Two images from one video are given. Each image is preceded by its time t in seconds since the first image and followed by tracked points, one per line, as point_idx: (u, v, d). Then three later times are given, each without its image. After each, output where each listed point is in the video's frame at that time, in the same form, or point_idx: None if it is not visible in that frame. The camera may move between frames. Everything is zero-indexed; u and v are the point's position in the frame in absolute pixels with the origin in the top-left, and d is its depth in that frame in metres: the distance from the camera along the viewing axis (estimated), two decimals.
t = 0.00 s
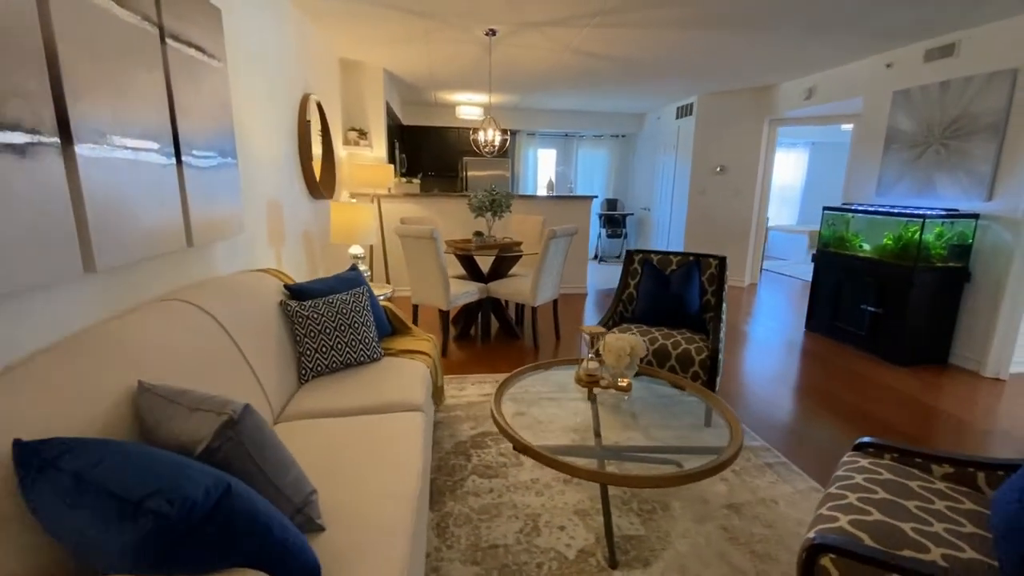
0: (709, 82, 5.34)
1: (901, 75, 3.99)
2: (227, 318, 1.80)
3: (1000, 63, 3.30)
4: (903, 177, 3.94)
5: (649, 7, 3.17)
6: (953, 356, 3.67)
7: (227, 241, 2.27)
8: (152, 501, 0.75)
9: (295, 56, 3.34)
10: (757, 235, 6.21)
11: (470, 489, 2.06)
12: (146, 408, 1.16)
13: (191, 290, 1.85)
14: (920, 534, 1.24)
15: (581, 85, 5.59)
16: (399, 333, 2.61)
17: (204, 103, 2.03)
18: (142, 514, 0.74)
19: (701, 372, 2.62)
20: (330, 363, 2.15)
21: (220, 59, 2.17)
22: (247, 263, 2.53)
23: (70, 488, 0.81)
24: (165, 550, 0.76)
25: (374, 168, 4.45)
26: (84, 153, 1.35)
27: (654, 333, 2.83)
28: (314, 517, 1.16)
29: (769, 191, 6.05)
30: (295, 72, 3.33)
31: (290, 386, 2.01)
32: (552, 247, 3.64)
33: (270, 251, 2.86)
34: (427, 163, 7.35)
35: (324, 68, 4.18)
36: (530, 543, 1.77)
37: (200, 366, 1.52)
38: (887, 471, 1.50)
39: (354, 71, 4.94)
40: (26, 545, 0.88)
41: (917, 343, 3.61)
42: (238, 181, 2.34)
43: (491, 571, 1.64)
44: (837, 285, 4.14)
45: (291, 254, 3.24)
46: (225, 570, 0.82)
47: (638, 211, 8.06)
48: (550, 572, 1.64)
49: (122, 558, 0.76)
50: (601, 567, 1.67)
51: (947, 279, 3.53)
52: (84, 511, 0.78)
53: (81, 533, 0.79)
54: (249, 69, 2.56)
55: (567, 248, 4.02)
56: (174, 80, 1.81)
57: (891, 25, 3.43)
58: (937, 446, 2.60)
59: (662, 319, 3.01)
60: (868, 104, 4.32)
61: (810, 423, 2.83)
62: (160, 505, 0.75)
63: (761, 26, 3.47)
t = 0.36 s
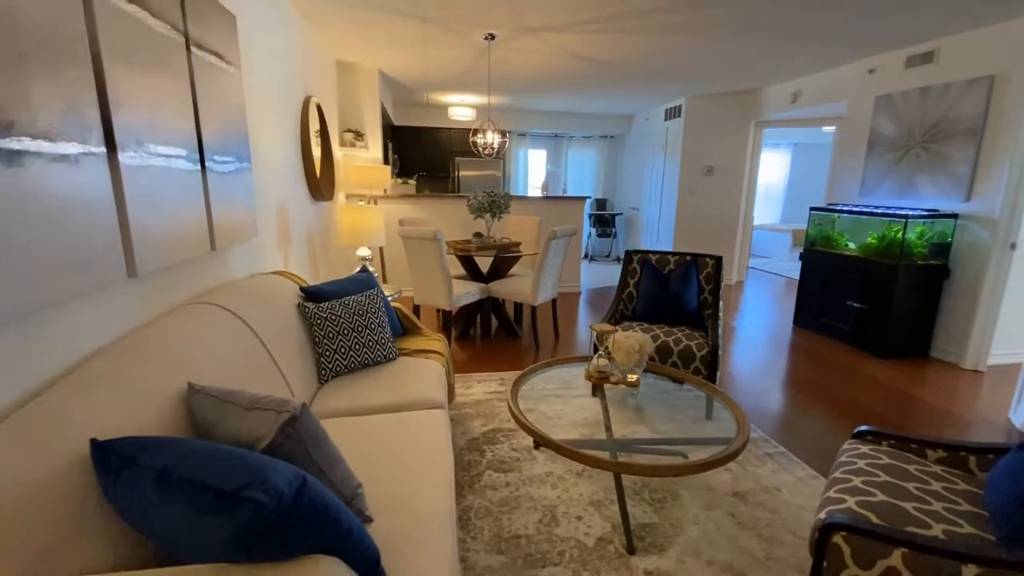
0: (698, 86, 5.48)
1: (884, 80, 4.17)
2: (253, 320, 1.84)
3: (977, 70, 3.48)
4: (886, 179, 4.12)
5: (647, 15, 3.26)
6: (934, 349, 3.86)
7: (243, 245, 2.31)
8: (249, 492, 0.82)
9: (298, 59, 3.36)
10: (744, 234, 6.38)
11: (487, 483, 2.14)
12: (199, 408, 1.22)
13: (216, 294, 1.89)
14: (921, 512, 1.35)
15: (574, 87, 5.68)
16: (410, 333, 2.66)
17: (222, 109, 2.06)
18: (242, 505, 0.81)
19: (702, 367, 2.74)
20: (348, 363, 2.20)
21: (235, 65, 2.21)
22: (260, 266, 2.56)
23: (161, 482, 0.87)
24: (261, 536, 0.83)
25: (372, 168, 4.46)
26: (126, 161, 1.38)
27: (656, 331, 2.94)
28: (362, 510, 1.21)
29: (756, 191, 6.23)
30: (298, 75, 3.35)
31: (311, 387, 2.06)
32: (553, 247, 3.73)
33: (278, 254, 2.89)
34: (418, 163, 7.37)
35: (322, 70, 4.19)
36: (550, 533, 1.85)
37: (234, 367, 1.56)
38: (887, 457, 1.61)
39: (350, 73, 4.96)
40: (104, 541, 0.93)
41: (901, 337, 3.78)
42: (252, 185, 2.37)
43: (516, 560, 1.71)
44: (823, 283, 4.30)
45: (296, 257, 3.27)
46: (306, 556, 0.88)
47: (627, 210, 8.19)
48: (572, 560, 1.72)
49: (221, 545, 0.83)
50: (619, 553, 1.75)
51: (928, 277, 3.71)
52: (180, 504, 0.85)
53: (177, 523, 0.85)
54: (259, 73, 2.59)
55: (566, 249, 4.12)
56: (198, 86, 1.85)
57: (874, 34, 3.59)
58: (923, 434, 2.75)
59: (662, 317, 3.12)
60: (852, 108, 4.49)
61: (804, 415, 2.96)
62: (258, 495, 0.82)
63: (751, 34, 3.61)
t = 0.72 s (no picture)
0: (684, 86, 5.63)
1: (861, 82, 4.36)
2: (273, 318, 1.90)
3: (948, 74, 3.68)
4: (863, 177, 4.32)
5: (640, 19, 3.38)
6: (909, 339, 4.07)
7: (255, 245, 2.36)
8: (323, 470, 0.90)
9: (296, 60, 3.39)
10: (728, 230, 6.57)
11: (497, 471, 2.23)
12: (243, 401, 1.29)
13: (235, 293, 1.95)
14: (904, 484, 1.49)
15: (563, 87, 5.78)
16: (415, 329, 2.74)
17: (237, 111, 2.11)
18: (316, 482, 0.90)
19: (695, 358, 2.87)
20: (361, 359, 2.27)
21: (246, 68, 2.25)
22: (267, 265, 2.61)
23: (233, 466, 0.96)
24: (331, 511, 0.92)
25: (362, 167, 4.46)
26: (161, 165, 1.44)
27: (651, 324, 3.06)
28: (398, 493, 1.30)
29: (739, 188, 6.43)
30: (296, 76, 3.39)
31: (327, 382, 2.12)
32: (549, 244, 3.83)
33: (283, 253, 2.93)
34: (407, 161, 7.37)
35: (317, 69, 4.21)
36: (560, 515, 1.95)
37: (262, 362, 1.63)
38: (872, 436, 1.76)
39: (342, 71, 4.97)
40: (172, 523, 1.00)
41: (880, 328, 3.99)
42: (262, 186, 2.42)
43: (531, 540, 1.82)
44: (806, 277, 4.49)
45: (298, 255, 3.31)
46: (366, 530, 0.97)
47: (614, 207, 8.34)
48: (583, 538, 1.83)
49: (295, 519, 0.92)
50: (627, 532, 1.87)
51: (904, 270, 3.92)
52: (254, 483, 0.93)
53: (252, 501, 0.94)
54: (264, 75, 2.63)
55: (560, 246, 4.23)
56: (217, 90, 1.91)
57: (853, 38, 3.76)
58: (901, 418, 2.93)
59: (656, 311, 3.25)
60: (832, 109, 4.68)
61: (790, 403, 3.12)
62: (330, 473, 0.91)
63: (739, 37, 3.74)
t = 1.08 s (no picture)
0: (669, 77, 5.71)
1: (841, 74, 4.48)
2: (274, 301, 1.94)
3: (923, 66, 3.81)
4: (843, 167, 4.45)
5: (628, 9, 3.43)
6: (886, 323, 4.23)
7: (251, 232, 2.38)
8: (343, 430, 0.96)
9: (285, 48, 3.38)
10: (713, 220, 6.70)
11: (494, 450, 2.30)
12: (252, 376, 1.33)
13: (236, 278, 1.98)
14: (880, 447, 1.59)
15: (551, 78, 5.82)
16: (410, 316, 2.78)
17: (233, 98, 2.13)
18: (337, 442, 0.95)
19: (683, 341, 2.97)
20: (359, 343, 2.32)
21: (240, 55, 2.26)
22: (262, 252, 2.63)
23: (253, 430, 1.00)
24: (351, 469, 0.97)
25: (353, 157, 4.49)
26: (165, 148, 1.47)
27: (640, 309, 3.15)
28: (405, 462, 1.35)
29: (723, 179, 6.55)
30: (285, 64, 3.38)
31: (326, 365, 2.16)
32: (539, 233, 3.89)
33: (276, 241, 2.94)
34: (394, 151, 7.34)
35: (305, 58, 4.19)
36: (556, 489, 2.03)
37: (266, 340, 1.68)
38: (850, 407, 1.86)
39: (329, 60, 4.94)
40: (193, 488, 1.04)
41: (858, 312, 4.13)
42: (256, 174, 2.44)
43: (528, 512, 1.89)
44: (788, 264, 4.63)
45: (290, 244, 3.32)
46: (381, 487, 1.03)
47: (601, 198, 8.42)
48: (578, 510, 1.91)
49: (316, 477, 0.97)
50: (620, 503, 1.96)
51: (881, 256, 4.07)
52: (275, 447, 0.98)
53: (273, 463, 0.99)
54: (255, 62, 2.63)
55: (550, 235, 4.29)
56: (214, 76, 1.93)
57: (834, 31, 3.87)
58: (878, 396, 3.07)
59: (645, 296, 3.33)
60: (813, 100, 4.80)
61: (773, 384, 3.24)
62: (351, 432, 0.96)
63: (724, 28, 3.82)
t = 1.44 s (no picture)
0: (659, 60, 5.71)
1: (829, 56, 4.51)
2: (267, 274, 1.95)
3: (908, 48, 3.85)
4: (830, 148, 4.50)
5: None
6: (870, 302, 4.32)
7: (241, 208, 2.37)
8: (342, 383, 0.98)
9: (271, 25, 3.33)
10: (702, 203, 6.75)
11: (487, 423, 2.34)
12: (247, 343, 1.34)
13: (227, 252, 1.98)
14: (861, 411, 1.65)
15: (541, 60, 5.79)
16: (402, 294, 2.79)
17: (220, 72, 2.11)
18: (337, 395, 0.97)
19: (672, 318, 3.02)
20: (351, 320, 2.32)
21: (226, 28, 2.23)
22: (252, 231, 2.61)
23: (252, 387, 1.02)
24: (350, 424, 0.99)
25: (342, 139, 4.44)
26: (154, 116, 1.46)
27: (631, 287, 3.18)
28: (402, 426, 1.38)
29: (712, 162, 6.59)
30: (272, 42, 3.33)
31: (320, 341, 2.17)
32: (531, 214, 3.91)
33: (267, 220, 2.93)
34: (384, 136, 7.28)
35: (291, 38, 4.13)
36: (548, 459, 2.08)
37: (260, 312, 1.69)
38: (833, 375, 1.92)
39: (317, 41, 4.87)
40: (190, 447, 1.06)
41: (843, 291, 4.21)
42: (245, 151, 2.42)
43: (521, 480, 1.93)
44: (775, 245, 4.69)
45: (280, 225, 3.30)
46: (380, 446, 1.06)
47: (591, 183, 8.42)
48: (570, 477, 1.96)
49: (315, 431, 1.00)
50: (611, 471, 2.00)
51: (865, 236, 4.14)
52: (274, 403, 1.00)
53: (271, 419, 1.01)
54: (242, 38, 2.59)
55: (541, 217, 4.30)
56: (201, 48, 1.90)
57: (821, 12, 3.89)
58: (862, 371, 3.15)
59: (636, 276, 3.37)
60: (801, 82, 4.84)
61: (759, 361, 3.31)
62: (350, 386, 0.98)
63: (713, 9, 3.82)
